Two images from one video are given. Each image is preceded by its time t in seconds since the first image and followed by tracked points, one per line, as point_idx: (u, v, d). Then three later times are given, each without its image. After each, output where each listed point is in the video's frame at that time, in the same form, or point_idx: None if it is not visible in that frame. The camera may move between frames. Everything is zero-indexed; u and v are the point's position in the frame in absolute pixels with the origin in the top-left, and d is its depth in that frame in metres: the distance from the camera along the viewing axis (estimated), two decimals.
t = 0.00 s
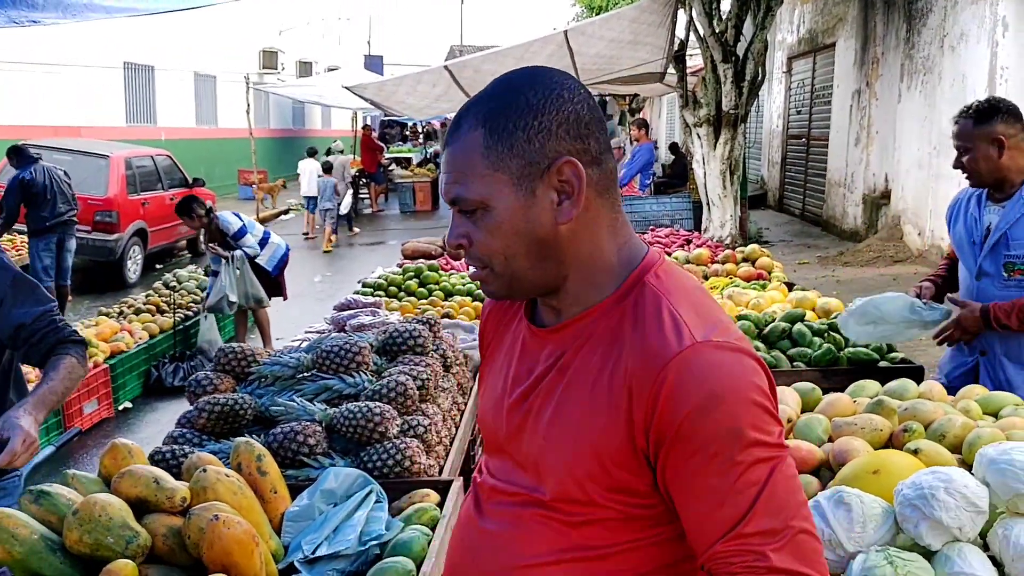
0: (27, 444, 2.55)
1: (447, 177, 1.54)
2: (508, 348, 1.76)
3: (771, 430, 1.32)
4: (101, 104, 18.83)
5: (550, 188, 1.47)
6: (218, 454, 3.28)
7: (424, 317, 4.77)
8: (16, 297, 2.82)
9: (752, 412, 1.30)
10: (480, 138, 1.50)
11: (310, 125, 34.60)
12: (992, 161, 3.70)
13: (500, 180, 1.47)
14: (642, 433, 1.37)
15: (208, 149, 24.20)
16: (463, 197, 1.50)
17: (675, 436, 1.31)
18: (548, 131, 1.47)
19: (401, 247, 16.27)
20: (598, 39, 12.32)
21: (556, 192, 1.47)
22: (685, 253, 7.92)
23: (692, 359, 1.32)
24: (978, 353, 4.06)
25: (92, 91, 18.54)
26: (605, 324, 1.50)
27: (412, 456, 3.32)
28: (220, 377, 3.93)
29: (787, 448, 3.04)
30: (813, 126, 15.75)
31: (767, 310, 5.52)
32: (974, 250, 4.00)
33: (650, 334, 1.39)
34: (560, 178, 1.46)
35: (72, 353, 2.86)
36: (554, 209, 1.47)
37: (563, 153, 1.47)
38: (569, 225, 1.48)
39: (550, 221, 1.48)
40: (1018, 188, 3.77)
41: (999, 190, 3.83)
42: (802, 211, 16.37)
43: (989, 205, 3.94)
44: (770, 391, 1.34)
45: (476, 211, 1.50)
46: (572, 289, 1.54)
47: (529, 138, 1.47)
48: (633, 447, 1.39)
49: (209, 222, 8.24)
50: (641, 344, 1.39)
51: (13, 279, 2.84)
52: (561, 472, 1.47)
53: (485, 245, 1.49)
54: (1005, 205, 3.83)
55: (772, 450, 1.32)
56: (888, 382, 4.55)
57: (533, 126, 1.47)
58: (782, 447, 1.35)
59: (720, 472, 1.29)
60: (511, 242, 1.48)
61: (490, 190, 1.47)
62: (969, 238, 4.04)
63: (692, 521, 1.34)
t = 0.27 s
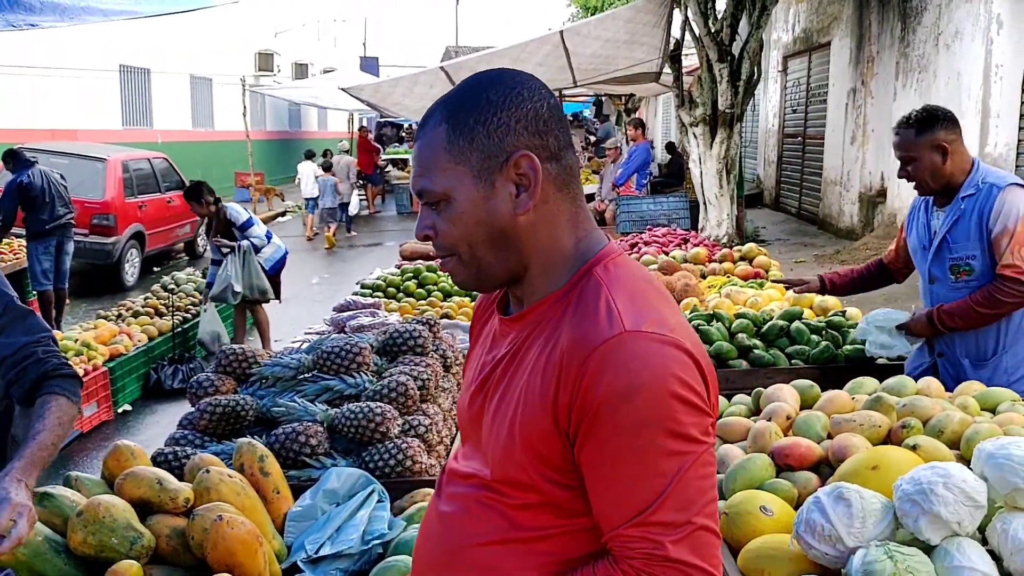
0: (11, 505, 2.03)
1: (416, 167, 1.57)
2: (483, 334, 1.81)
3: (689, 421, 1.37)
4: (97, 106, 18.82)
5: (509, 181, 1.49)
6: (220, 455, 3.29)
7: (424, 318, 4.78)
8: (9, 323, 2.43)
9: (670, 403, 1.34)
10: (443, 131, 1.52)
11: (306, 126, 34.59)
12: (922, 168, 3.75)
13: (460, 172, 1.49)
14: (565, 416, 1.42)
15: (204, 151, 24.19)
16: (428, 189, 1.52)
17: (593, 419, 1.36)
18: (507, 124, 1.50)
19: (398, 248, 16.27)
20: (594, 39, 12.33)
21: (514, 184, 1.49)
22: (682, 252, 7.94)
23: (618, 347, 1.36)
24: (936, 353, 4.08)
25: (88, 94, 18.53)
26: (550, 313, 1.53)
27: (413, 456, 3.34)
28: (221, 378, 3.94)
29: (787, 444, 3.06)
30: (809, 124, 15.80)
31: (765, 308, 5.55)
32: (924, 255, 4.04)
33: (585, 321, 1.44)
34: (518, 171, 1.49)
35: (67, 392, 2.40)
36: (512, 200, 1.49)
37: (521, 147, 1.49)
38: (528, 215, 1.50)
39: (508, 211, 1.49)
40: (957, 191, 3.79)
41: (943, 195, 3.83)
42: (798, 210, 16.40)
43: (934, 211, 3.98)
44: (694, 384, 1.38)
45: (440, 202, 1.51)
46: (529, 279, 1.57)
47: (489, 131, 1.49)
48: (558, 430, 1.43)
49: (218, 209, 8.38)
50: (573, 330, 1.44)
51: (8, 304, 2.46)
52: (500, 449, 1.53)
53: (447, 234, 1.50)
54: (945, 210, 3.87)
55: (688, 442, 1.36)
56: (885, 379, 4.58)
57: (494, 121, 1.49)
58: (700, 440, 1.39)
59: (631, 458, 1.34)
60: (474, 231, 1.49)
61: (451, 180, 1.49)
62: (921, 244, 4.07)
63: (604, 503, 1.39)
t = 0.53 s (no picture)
0: (12, 573, 1.86)
1: (357, 174, 1.54)
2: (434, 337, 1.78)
3: (623, 388, 1.34)
4: (98, 108, 18.85)
5: (447, 182, 1.46)
6: (224, 455, 3.31)
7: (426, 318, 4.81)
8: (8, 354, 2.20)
9: (604, 370, 1.32)
10: (385, 138, 1.49)
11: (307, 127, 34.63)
12: (889, 161, 3.60)
13: (402, 174, 1.46)
14: (507, 395, 1.39)
15: (205, 152, 24.22)
16: (375, 192, 1.48)
17: (531, 395, 1.34)
18: (443, 125, 1.47)
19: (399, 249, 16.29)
20: (594, 39, 12.35)
21: (453, 185, 1.46)
22: (682, 252, 7.96)
23: (551, 321, 1.34)
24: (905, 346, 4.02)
25: (89, 96, 18.57)
26: (493, 300, 1.50)
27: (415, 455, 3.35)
28: (225, 379, 3.96)
29: (787, 442, 3.08)
30: (810, 124, 15.82)
31: (765, 307, 5.57)
32: (885, 250, 3.94)
33: (521, 301, 1.42)
34: (456, 173, 1.46)
35: (64, 434, 2.16)
36: (451, 201, 1.46)
37: (459, 150, 1.46)
38: (466, 215, 1.47)
39: (448, 212, 1.46)
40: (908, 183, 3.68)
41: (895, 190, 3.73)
42: (799, 209, 16.42)
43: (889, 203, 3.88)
44: (628, 354, 1.36)
45: (383, 204, 1.48)
46: (473, 274, 1.54)
47: (428, 136, 1.46)
48: (500, 410, 1.40)
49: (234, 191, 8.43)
50: (511, 312, 1.41)
51: (10, 336, 2.22)
52: (448, 438, 1.50)
53: (392, 235, 1.46)
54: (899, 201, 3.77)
55: (623, 408, 1.34)
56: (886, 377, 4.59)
57: (432, 125, 1.47)
58: (637, 408, 1.36)
59: (568, 427, 1.31)
60: (416, 231, 1.46)
61: (394, 183, 1.46)
62: (879, 238, 3.98)
63: (548, 478, 1.36)
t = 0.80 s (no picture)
0: None
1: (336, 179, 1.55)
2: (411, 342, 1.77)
3: (598, 394, 1.34)
4: (100, 109, 18.89)
5: (422, 185, 1.47)
6: (225, 453, 3.34)
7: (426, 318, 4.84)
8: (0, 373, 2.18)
9: (579, 376, 1.32)
10: (360, 142, 1.51)
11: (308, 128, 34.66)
12: (881, 162, 3.61)
13: (377, 179, 1.47)
14: (483, 400, 1.38)
15: (206, 153, 24.25)
16: (349, 197, 1.50)
17: (505, 400, 1.33)
18: (418, 130, 1.47)
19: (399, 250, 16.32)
20: (594, 40, 12.37)
21: (428, 188, 1.47)
22: (681, 252, 7.99)
23: (526, 328, 1.34)
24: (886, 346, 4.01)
25: (90, 97, 18.61)
26: (469, 305, 1.50)
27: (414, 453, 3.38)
28: (226, 378, 3.99)
29: (782, 441, 3.11)
30: (810, 125, 15.84)
31: (763, 307, 5.60)
32: (869, 248, 3.97)
33: (497, 306, 1.41)
34: (430, 176, 1.46)
35: (54, 455, 2.14)
36: (426, 203, 1.47)
37: (433, 154, 1.47)
38: (443, 217, 1.48)
39: (424, 214, 1.47)
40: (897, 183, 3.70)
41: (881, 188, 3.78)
42: (799, 210, 16.43)
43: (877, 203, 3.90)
44: (603, 359, 1.36)
45: (361, 210, 1.50)
46: (450, 278, 1.54)
47: (402, 141, 1.47)
48: (476, 414, 1.40)
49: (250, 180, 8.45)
50: (487, 316, 1.41)
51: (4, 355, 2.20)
52: (425, 442, 1.49)
53: (370, 239, 1.49)
54: (887, 201, 3.78)
55: (598, 415, 1.33)
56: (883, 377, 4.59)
57: (405, 130, 1.47)
58: (612, 413, 1.36)
59: (544, 433, 1.31)
60: (393, 234, 1.48)
61: (370, 188, 1.48)
62: (866, 236, 3.99)
63: (524, 483, 1.35)
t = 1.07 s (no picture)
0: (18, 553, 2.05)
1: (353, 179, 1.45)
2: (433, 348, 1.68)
3: (584, 441, 1.20)
4: (107, 110, 18.98)
5: (438, 191, 1.35)
6: (233, 450, 3.38)
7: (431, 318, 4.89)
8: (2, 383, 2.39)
9: (563, 420, 1.19)
10: (370, 145, 1.39)
11: (313, 129, 34.77)
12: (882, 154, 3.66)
13: (390, 184, 1.36)
14: (466, 425, 1.28)
15: (212, 154, 24.35)
16: (364, 202, 1.39)
17: (484, 430, 1.23)
18: (432, 130, 1.35)
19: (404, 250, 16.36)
20: (599, 41, 12.40)
21: (445, 193, 1.35)
22: (685, 253, 8.02)
23: (516, 357, 1.23)
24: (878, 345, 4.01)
25: (98, 98, 18.71)
26: (472, 324, 1.40)
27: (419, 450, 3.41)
28: (234, 376, 4.04)
29: (784, 439, 3.13)
30: (814, 125, 15.85)
31: (767, 307, 5.63)
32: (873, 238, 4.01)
33: (494, 329, 1.30)
34: (446, 180, 1.34)
35: (51, 463, 2.36)
36: (443, 210, 1.35)
37: (448, 156, 1.35)
38: (460, 225, 1.36)
39: (440, 221, 1.35)
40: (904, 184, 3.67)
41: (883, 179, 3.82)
42: (804, 211, 16.44)
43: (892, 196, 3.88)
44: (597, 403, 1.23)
45: (376, 215, 1.38)
46: (464, 289, 1.43)
47: (414, 143, 1.34)
48: (460, 439, 1.30)
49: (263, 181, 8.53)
50: (483, 339, 1.30)
51: (7, 365, 2.41)
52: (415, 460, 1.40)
53: (387, 247, 1.38)
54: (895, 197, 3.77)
55: (581, 465, 1.20)
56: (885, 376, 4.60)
57: (418, 130, 1.35)
58: (600, 464, 1.23)
59: (518, 473, 1.19)
60: (408, 242, 1.37)
61: (383, 193, 1.36)
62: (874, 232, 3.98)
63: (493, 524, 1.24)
